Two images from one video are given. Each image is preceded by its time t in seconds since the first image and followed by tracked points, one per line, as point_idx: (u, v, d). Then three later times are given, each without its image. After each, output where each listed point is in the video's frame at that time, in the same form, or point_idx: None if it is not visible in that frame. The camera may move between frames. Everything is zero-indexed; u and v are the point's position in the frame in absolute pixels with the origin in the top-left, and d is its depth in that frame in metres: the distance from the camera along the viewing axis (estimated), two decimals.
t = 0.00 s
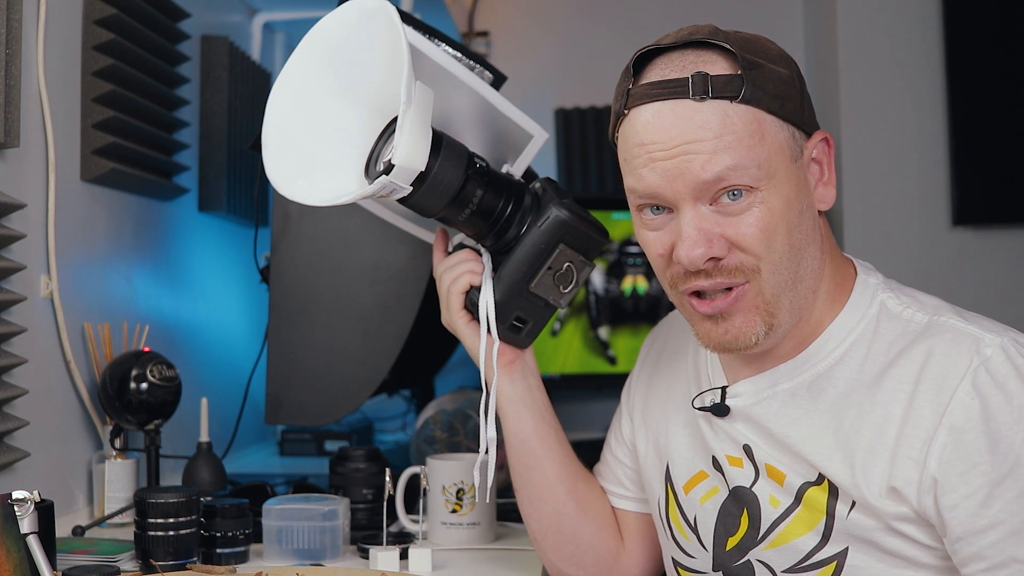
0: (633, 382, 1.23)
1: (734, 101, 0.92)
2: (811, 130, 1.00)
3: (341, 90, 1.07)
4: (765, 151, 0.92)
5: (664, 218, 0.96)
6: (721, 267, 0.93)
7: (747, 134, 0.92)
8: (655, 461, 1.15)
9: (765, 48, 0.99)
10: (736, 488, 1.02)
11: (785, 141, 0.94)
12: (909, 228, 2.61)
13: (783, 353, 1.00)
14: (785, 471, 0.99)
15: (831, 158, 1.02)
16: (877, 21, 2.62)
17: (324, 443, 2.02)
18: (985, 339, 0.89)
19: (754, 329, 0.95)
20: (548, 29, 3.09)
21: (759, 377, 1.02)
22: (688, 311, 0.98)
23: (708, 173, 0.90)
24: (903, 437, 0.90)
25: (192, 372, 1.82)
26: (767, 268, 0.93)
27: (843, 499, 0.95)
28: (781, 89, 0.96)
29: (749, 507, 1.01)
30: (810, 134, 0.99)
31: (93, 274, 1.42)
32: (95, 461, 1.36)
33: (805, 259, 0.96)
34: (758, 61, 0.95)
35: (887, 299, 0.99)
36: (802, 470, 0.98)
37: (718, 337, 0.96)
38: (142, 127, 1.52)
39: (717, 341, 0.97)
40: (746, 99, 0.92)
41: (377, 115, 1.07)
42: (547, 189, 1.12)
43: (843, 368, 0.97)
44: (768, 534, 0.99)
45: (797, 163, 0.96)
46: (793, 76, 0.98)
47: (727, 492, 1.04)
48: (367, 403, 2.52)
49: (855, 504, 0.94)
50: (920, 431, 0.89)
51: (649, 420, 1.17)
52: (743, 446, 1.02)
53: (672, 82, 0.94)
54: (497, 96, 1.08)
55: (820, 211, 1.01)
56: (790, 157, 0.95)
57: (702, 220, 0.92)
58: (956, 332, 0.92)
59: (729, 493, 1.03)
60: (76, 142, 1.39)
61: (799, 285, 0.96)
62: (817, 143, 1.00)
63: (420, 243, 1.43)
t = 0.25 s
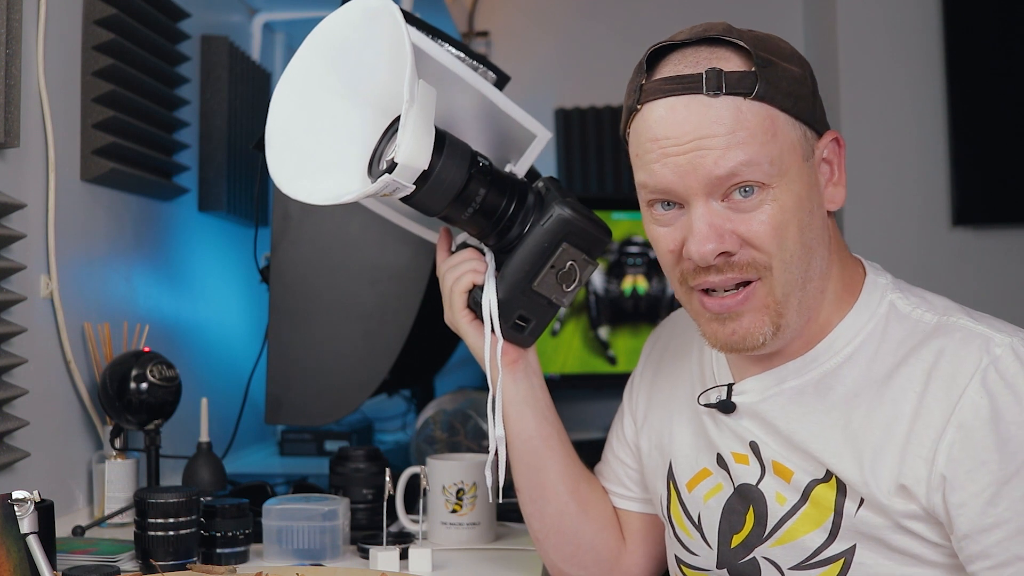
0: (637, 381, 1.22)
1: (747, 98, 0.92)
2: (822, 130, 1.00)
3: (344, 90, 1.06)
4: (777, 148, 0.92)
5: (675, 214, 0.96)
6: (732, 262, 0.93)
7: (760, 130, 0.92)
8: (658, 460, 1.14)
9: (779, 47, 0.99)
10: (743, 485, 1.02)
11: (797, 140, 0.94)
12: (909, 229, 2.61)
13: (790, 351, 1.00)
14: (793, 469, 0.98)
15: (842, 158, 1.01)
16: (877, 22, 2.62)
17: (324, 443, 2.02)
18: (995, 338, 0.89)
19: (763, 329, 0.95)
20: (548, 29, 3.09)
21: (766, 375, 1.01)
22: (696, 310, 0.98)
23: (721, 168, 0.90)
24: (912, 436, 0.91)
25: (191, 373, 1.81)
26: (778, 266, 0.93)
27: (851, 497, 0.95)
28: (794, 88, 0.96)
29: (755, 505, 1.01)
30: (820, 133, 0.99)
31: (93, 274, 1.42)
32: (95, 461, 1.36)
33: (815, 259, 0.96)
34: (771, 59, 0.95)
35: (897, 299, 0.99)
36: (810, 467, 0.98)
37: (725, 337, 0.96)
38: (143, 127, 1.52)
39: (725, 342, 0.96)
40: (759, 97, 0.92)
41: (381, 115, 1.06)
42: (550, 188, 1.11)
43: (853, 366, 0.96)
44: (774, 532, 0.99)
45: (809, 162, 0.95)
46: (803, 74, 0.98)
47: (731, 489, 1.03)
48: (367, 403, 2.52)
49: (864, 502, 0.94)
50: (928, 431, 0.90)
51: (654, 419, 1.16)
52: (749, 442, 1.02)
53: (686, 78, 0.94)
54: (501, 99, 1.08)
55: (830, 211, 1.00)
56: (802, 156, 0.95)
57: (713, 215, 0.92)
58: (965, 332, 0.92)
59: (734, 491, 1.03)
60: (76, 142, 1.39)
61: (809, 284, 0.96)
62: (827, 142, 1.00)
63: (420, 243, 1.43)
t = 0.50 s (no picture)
0: (642, 377, 1.22)
1: (762, 89, 0.93)
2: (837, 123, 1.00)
3: (348, 87, 1.06)
4: (792, 139, 0.93)
5: (690, 203, 0.97)
6: (746, 252, 0.93)
7: (775, 122, 0.92)
8: (664, 457, 1.13)
9: (794, 40, 0.99)
10: (750, 475, 1.01)
11: (812, 133, 0.95)
12: (909, 228, 2.61)
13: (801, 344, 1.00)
14: (803, 458, 0.98)
15: (855, 153, 1.02)
16: (877, 22, 2.62)
17: (324, 443, 2.02)
18: (1012, 334, 0.89)
19: (776, 317, 0.95)
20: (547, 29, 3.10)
21: (779, 365, 1.02)
22: (710, 299, 0.98)
23: (734, 157, 0.91)
24: (928, 427, 0.90)
25: (191, 373, 1.81)
26: (792, 257, 0.94)
27: (863, 484, 0.95)
28: (809, 80, 0.96)
29: (763, 495, 1.00)
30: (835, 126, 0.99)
31: (93, 273, 1.42)
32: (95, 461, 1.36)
33: (827, 252, 0.96)
34: (788, 51, 0.96)
35: (910, 294, 0.99)
36: (819, 455, 0.98)
37: (740, 325, 0.97)
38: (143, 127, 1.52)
39: (739, 329, 0.97)
40: (774, 87, 0.93)
41: (384, 113, 1.07)
42: (553, 187, 1.11)
43: (866, 358, 0.97)
44: (783, 521, 0.98)
45: (823, 155, 0.96)
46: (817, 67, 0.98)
47: (736, 481, 1.03)
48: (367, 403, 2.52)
49: (874, 489, 0.94)
50: (945, 420, 0.89)
51: (660, 414, 1.15)
52: (758, 432, 1.02)
53: (702, 68, 0.95)
54: (501, 93, 1.08)
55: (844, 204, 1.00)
56: (816, 149, 0.95)
57: (727, 204, 0.93)
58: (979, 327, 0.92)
59: (738, 482, 1.02)
60: (76, 142, 1.39)
61: (823, 275, 0.96)
62: (841, 136, 1.00)
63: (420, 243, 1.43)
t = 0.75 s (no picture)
0: (646, 374, 1.22)
1: (766, 84, 0.93)
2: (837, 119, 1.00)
3: (360, 81, 1.06)
4: (795, 134, 0.93)
5: (695, 198, 0.97)
6: (751, 246, 0.93)
7: (778, 116, 0.93)
8: (666, 453, 1.13)
9: (795, 36, 0.99)
10: (753, 469, 1.01)
11: (816, 128, 0.95)
12: (910, 228, 2.61)
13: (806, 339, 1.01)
14: (806, 451, 0.98)
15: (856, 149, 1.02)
16: (877, 22, 2.62)
17: (324, 443, 2.02)
18: (1017, 326, 0.90)
19: (783, 309, 0.95)
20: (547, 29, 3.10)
21: (783, 359, 1.02)
22: (715, 294, 0.98)
23: (739, 151, 0.91)
24: (934, 415, 0.90)
25: (192, 374, 1.82)
26: (797, 251, 0.93)
27: (867, 473, 0.95)
28: (812, 75, 0.96)
29: (766, 488, 1.00)
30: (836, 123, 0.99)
31: (93, 273, 1.42)
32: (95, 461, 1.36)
33: (832, 246, 0.96)
34: (789, 47, 0.96)
35: (915, 289, 1.00)
36: (823, 447, 0.97)
37: (748, 319, 0.97)
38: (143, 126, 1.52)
39: (747, 323, 0.97)
40: (778, 83, 0.93)
41: (396, 108, 1.06)
42: (563, 188, 1.11)
43: (870, 350, 0.97)
44: (785, 514, 0.98)
45: (825, 149, 0.96)
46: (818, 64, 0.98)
47: (739, 474, 1.03)
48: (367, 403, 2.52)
49: (878, 479, 0.94)
50: (951, 409, 0.88)
51: (663, 411, 1.15)
52: (760, 425, 1.01)
53: (705, 65, 0.95)
54: (516, 94, 1.08)
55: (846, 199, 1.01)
56: (819, 143, 0.95)
57: (732, 199, 0.93)
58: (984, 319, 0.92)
59: (741, 476, 1.02)
60: (76, 142, 1.39)
61: (827, 269, 0.96)
62: (843, 132, 1.00)
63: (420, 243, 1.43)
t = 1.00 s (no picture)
0: (645, 374, 1.22)
1: (763, 77, 0.94)
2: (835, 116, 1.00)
3: (358, 82, 1.06)
4: (791, 127, 0.94)
5: (693, 189, 0.98)
6: (746, 237, 0.94)
7: (775, 109, 0.94)
8: (665, 452, 1.13)
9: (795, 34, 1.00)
10: (751, 467, 1.01)
11: (811, 123, 0.96)
12: (910, 227, 2.61)
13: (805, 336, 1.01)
14: (803, 448, 0.98)
15: (854, 147, 1.02)
16: (877, 22, 2.62)
17: (324, 442, 2.02)
18: (1015, 324, 0.90)
19: (776, 304, 0.96)
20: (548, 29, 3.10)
21: (783, 357, 1.02)
22: (711, 287, 0.99)
23: (737, 141, 0.92)
24: (932, 412, 0.90)
25: (193, 373, 1.82)
26: (790, 243, 0.94)
27: (863, 470, 0.95)
28: (809, 69, 0.97)
29: (764, 487, 1.00)
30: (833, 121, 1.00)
31: (93, 273, 1.42)
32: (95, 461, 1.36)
33: (826, 243, 0.96)
34: (787, 42, 0.97)
35: (913, 288, 0.99)
36: (821, 445, 0.97)
37: (741, 313, 0.97)
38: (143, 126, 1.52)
39: (740, 316, 0.97)
40: (774, 76, 0.94)
41: (394, 110, 1.06)
42: (560, 188, 1.11)
43: (868, 347, 0.97)
44: (784, 512, 0.98)
45: (822, 146, 0.97)
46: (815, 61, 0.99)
47: (738, 473, 1.02)
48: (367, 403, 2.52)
49: (876, 476, 0.94)
50: (948, 406, 0.89)
51: (662, 409, 1.15)
52: (758, 424, 1.01)
53: (704, 57, 0.97)
54: (512, 94, 1.08)
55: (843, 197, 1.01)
56: (815, 138, 0.96)
57: (729, 189, 0.94)
58: (981, 316, 0.93)
59: (740, 474, 1.02)
60: (76, 142, 1.39)
61: (821, 264, 0.96)
62: (840, 130, 1.01)
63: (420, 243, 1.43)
